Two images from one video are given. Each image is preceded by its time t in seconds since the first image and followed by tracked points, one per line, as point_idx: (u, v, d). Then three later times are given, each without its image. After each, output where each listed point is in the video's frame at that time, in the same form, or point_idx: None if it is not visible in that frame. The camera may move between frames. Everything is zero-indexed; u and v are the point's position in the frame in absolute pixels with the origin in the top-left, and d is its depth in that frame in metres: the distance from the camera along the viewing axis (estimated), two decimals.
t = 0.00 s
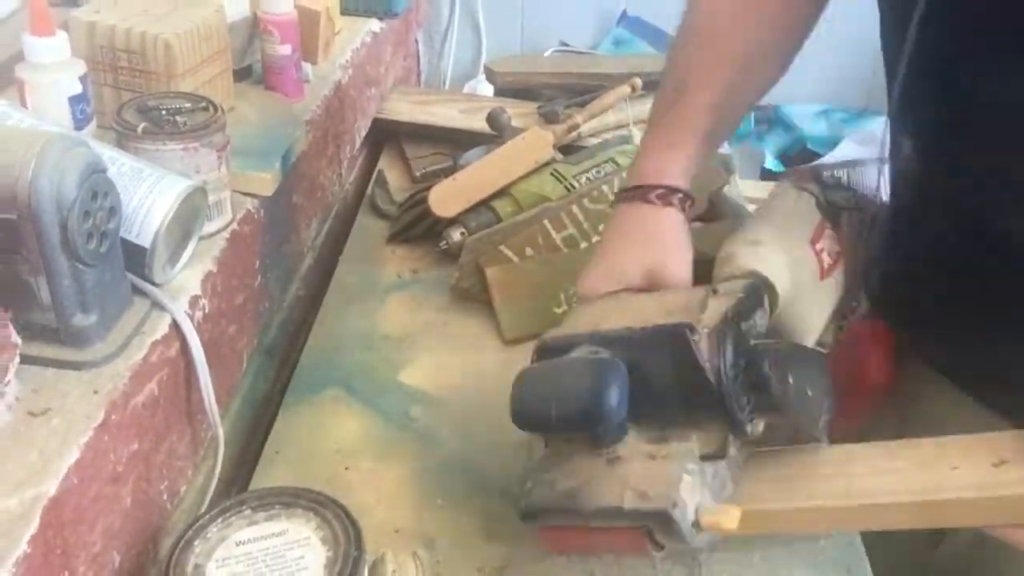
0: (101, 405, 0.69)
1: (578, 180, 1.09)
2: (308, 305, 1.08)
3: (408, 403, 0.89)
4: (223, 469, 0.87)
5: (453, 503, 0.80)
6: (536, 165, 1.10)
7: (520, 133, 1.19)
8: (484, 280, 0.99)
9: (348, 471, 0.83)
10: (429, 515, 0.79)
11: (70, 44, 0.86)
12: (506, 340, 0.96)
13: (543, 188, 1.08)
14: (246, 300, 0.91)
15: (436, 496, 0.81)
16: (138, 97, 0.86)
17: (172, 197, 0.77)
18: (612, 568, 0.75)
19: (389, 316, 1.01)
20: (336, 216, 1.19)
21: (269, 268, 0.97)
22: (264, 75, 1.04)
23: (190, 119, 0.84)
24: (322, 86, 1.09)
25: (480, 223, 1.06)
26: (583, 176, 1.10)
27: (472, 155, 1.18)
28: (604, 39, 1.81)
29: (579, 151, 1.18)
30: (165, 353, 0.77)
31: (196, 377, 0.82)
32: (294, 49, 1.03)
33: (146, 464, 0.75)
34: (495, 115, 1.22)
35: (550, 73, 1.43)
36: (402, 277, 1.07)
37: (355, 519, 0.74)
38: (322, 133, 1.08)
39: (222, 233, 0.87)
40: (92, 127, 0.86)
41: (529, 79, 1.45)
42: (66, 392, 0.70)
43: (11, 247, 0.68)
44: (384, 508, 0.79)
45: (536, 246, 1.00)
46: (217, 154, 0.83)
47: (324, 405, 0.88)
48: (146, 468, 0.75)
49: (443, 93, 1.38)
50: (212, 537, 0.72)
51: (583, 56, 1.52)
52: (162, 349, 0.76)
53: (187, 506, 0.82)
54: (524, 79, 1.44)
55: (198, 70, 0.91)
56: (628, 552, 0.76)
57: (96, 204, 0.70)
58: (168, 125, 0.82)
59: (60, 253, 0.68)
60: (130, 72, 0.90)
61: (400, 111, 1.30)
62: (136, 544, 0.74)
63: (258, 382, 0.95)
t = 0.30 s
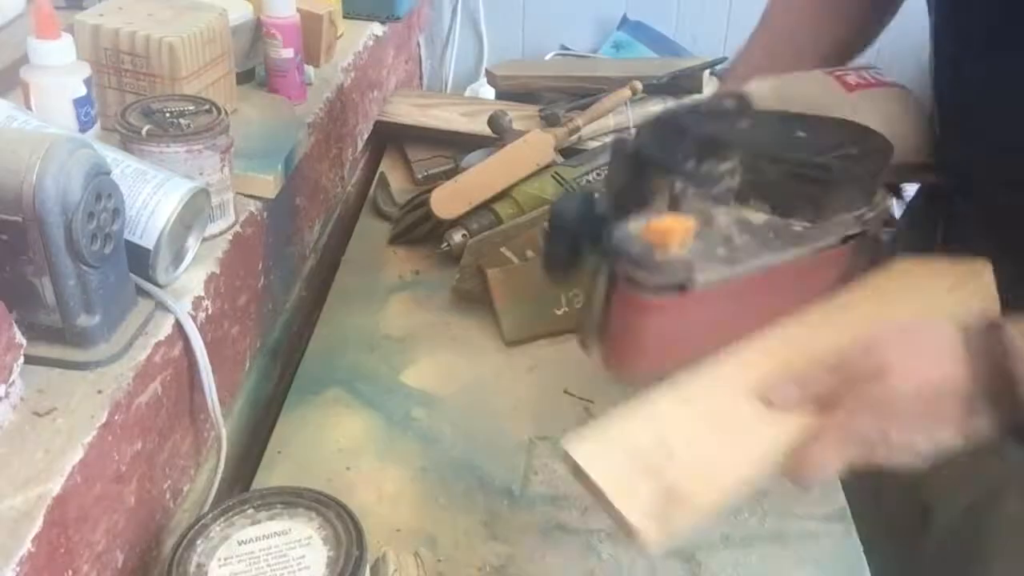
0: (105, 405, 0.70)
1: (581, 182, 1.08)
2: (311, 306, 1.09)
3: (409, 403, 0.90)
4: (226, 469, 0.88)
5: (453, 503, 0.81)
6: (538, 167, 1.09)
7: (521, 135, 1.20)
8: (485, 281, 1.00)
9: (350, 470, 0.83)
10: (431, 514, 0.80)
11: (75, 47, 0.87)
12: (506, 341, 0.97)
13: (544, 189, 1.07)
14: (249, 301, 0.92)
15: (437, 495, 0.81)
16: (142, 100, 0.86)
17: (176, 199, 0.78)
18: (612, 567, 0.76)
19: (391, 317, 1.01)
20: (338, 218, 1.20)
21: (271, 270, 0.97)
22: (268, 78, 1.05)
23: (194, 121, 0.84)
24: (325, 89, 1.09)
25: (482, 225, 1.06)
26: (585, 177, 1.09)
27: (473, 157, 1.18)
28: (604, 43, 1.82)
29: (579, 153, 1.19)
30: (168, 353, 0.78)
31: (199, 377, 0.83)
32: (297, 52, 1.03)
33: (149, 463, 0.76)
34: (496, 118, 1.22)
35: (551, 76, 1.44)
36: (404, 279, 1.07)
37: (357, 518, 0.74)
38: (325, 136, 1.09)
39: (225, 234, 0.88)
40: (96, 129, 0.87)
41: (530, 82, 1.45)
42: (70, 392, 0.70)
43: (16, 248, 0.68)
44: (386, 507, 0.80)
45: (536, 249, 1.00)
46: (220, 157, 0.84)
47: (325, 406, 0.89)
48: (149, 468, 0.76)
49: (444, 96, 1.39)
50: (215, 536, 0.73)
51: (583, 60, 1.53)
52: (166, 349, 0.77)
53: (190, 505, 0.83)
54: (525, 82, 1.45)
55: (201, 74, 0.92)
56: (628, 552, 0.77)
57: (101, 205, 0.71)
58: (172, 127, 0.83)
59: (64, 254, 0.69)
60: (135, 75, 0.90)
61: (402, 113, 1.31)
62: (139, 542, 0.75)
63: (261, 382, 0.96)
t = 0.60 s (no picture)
0: (108, 405, 0.70)
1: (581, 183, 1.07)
2: (313, 307, 1.09)
3: (410, 402, 0.91)
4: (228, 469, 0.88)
5: (454, 501, 0.81)
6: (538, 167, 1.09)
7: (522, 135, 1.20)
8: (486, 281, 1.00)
9: (352, 469, 0.84)
10: (432, 513, 0.80)
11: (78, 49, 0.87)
12: (506, 341, 0.98)
13: (544, 190, 1.07)
14: (251, 301, 0.92)
15: (437, 493, 0.82)
16: (145, 101, 0.87)
17: (178, 199, 0.78)
18: (612, 565, 0.76)
19: (392, 317, 1.02)
20: (340, 218, 1.20)
21: (273, 270, 0.98)
22: (269, 79, 1.05)
23: (196, 122, 0.85)
24: (326, 90, 1.10)
25: (482, 225, 1.06)
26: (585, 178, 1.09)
27: (473, 158, 1.19)
28: (604, 44, 1.83)
29: (578, 154, 1.19)
30: (171, 353, 0.78)
31: (202, 378, 0.83)
32: (298, 53, 1.04)
33: (152, 463, 0.76)
34: (496, 118, 1.23)
35: (551, 76, 1.44)
36: (405, 279, 1.08)
37: (359, 518, 0.75)
38: (326, 137, 1.09)
39: (228, 234, 0.88)
40: (99, 130, 0.87)
41: (531, 82, 1.46)
42: (73, 393, 0.71)
43: (19, 249, 0.69)
44: (387, 506, 0.81)
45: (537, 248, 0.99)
46: (222, 157, 0.84)
47: (327, 405, 0.89)
48: (152, 467, 0.76)
49: (444, 97, 1.40)
50: (217, 535, 0.73)
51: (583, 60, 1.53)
52: (169, 349, 0.78)
53: (193, 504, 0.83)
54: (525, 83, 1.46)
55: (203, 75, 0.93)
56: (628, 550, 0.77)
57: (104, 205, 0.71)
58: (174, 128, 0.84)
59: (66, 254, 0.69)
60: (137, 76, 0.91)
61: (402, 114, 1.32)
62: (142, 541, 0.75)
63: (263, 382, 0.97)
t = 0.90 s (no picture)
0: (109, 405, 0.70)
1: (580, 184, 1.08)
2: (314, 306, 1.09)
3: (411, 401, 0.91)
4: (230, 468, 0.89)
5: (455, 501, 0.81)
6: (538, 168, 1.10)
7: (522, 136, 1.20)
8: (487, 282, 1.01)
9: (353, 468, 0.84)
10: (433, 512, 0.80)
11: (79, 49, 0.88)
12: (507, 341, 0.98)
13: (543, 191, 1.08)
14: (252, 301, 0.92)
15: (437, 492, 0.82)
16: (146, 102, 0.87)
17: (179, 200, 0.78)
18: (612, 564, 0.76)
19: (393, 317, 1.02)
20: (341, 219, 1.21)
21: (274, 270, 0.98)
22: (270, 80, 1.06)
23: (198, 123, 0.85)
24: (327, 91, 1.10)
25: (482, 225, 1.06)
26: (584, 180, 1.10)
27: (473, 159, 1.19)
28: (604, 45, 1.83)
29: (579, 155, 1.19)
30: (173, 352, 0.78)
31: (203, 377, 0.84)
32: (299, 54, 1.04)
33: (154, 463, 0.77)
34: (497, 119, 1.23)
35: (550, 78, 1.45)
36: (406, 279, 1.08)
37: (360, 516, 0.75)
38: (326, 137, 1.10)
39: (229, 235, 0.88)
40: (101, 131, 0.87)
41: (530, 83, 1.46)
42: (75, 392, 0.71)
43: (20, 249, 0.69)
44: (388, 505, 0.81)
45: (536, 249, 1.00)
46: (223, 158, 0.85)
47: (328, 405, 0.90)
48: (154, 466, 0.77)
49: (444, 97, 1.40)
50: (219, 534, 0.73)
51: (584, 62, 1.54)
52: (170, 349, 0.78)
53: (195, 503, 0.83)
54: (525, 84, 1.46)
55: (205, 75, 0.93)
56: (628, 549, 0.78)
57: (105, 206, 0.71)
58: (176, 129, 0.84)
59: (68, 254, 0.69)
60: (139, 77, 0.91)
61: (403, 114, 1.32)
62: (144, 540, 0.76)
63: (265, 381, 0.97)
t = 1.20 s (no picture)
0: (111, 404, 0.71)
1: (580, 184, 1.07)
2: (316, 307, 1.10)
3: (412, 401, 0.91)
4: (232, 468, 0.89)
5: (456, 500, 0.82)
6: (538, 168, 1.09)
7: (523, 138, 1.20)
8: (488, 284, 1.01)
9: (354, 468, 0.84)
10: (433, 511, 0.81)
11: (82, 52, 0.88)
12: (507, 341, 0.99)
13: (544, 192, 1.07)
14: (254, 302, 0.93)
15: (438, 492, 0.83)
16: (148, 104, 0.87)
17: (181, 201, 0.79)
18: (612, 563, 0.77)
19: (394, 317, 1.03)
20: (342, 219, 1.21)
21: (277, 271, 0.99)
22: (272, 82, 1.06)
23: (200, 124, 0.86)
24: (329, 93, 1.11)
25: (483, 226, 1.06)
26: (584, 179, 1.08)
27: (474, 160, 1.19)
28: (604, 47, 1.83)
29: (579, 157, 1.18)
30: (175, 353, 0.79)
31: (205, 378, 0.84)
32: (301, 56, 1.05)
33: (156, 463, 0.77)
34: (497, 120, 1.23)
35: (549, 79, 1.45)
36: (407, 279, 1.09)
37: (361, 516, 0.75)
38: (328, 139, 1.10)
39: (230, 235, 0.89)
40: (103, 133, 0.88)
41: (530, 84, 1.46)
42: (77, 392, 0.71)
43: (24, 248, 0.70)
44: (388, 504, 0.81)
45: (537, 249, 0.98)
46: (225, 159, 0.85)
47: (329, 405, 0.90)
48: (156, 466, 0.77)
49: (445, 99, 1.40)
50: (220, 533, 0.74)
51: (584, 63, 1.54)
52: (172, 349, 0.78)
53: (197, 503, 0.84)
54: (526, 85, 1.47)
55: (207, 77, 0.93)
56: (628, 548, 0.78)
57: (107, 207, 0.72)
58: (178, 130, 0.84)
59: (71, 254, 0.70)
60: (142, 79, 0.92)
61: (404, 116, 1.32)
62: (146, 540, 0.76)
63: (266, 381, 0.97)
